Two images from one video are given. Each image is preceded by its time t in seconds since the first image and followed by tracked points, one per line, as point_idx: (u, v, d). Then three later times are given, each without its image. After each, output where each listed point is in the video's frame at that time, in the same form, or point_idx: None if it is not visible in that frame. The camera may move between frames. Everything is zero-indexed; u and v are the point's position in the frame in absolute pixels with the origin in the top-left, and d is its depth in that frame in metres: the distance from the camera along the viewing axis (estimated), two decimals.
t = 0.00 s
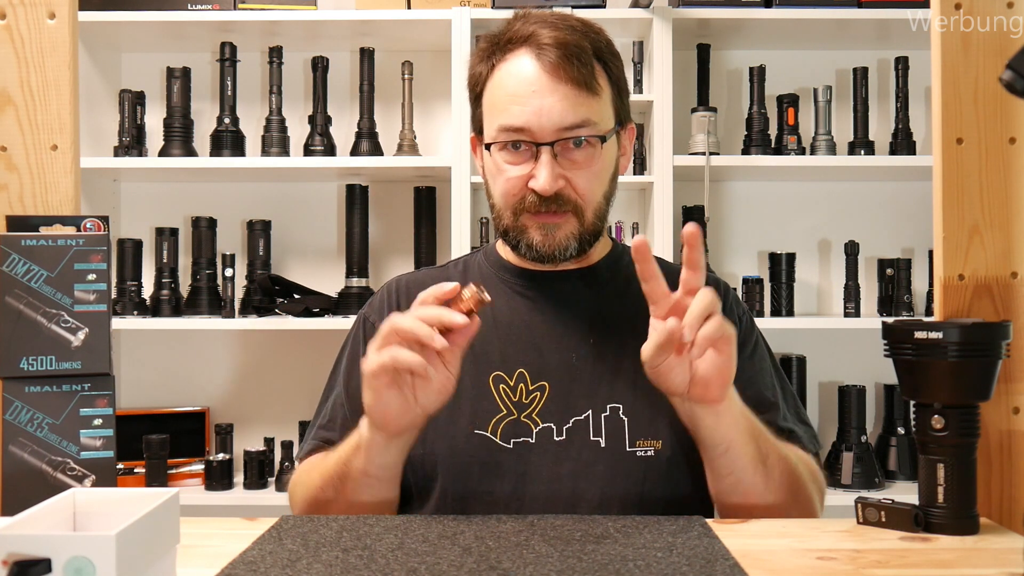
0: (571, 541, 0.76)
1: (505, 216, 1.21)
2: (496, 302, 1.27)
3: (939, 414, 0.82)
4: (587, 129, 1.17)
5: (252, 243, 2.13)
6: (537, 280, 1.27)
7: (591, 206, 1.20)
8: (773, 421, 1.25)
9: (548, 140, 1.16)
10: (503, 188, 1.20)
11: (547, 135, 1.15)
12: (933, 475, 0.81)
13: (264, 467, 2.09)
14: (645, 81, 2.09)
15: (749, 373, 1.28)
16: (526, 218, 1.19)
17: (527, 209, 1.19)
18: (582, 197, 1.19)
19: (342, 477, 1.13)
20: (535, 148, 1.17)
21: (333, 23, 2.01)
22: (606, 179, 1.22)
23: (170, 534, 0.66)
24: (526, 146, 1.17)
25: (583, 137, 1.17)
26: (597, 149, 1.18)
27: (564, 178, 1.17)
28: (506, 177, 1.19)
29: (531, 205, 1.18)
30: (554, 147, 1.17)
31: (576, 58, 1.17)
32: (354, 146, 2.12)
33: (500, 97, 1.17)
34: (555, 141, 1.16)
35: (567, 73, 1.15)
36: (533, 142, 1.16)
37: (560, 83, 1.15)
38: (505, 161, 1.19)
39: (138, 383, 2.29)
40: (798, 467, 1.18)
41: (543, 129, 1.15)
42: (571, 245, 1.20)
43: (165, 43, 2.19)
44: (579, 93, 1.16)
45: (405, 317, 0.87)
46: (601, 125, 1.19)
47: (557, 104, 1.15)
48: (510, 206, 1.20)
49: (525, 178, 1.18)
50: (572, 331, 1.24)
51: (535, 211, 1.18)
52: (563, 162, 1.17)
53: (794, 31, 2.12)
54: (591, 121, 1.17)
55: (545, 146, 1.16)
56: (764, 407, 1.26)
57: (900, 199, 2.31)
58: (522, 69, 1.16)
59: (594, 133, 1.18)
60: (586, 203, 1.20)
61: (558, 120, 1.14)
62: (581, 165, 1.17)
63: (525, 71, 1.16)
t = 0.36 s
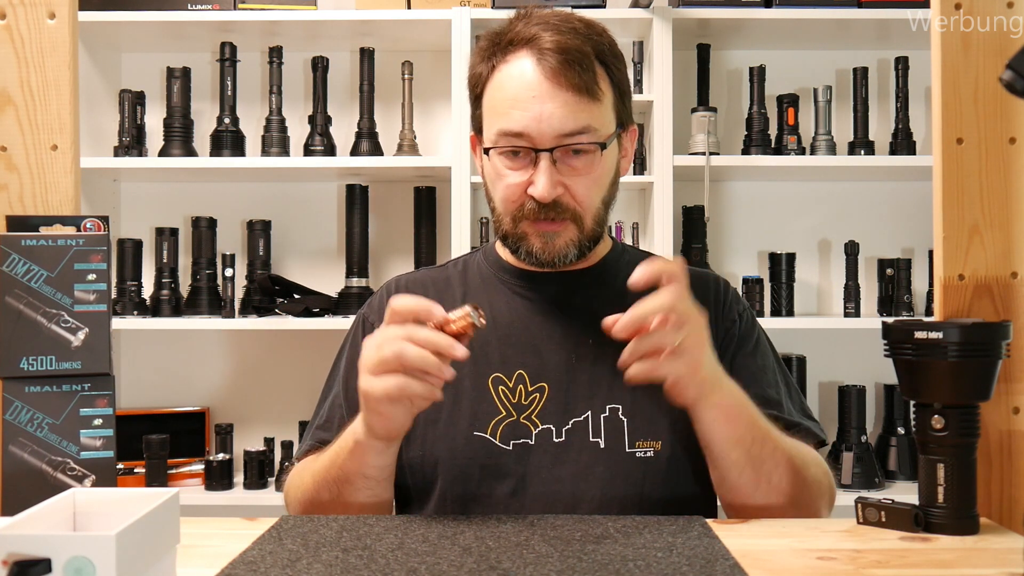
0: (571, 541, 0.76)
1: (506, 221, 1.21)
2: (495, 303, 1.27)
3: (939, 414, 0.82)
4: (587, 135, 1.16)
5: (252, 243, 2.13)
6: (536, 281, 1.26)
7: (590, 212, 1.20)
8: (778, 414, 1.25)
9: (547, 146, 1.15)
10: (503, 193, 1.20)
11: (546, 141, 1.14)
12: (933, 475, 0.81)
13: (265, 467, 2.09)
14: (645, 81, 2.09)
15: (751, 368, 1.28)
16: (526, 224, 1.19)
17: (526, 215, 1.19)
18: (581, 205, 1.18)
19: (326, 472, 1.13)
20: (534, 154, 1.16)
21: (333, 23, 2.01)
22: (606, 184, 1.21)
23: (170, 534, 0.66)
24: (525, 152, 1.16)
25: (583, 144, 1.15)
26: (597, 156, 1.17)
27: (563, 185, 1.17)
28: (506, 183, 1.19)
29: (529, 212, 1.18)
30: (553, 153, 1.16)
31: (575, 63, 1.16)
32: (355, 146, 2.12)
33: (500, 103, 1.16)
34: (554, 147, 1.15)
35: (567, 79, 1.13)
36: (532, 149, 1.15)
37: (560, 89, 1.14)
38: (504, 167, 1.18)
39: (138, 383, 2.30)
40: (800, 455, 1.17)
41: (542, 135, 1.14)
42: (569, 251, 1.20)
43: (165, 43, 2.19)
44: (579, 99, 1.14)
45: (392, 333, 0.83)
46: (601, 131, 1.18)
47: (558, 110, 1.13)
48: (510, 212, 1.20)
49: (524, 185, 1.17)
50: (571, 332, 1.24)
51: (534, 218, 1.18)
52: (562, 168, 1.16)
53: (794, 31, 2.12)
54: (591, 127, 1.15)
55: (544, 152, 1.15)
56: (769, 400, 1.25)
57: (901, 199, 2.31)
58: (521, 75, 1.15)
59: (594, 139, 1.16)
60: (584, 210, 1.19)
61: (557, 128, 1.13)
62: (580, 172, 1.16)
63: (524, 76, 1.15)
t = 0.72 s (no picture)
0: (571, 541, 0.76)
1: (491, 226, 1.21)
2: (494, 303, 1.26)
3: (939, 414, 0.82)
4: (569, 143, 1.14)
5: (252, 244, 2.13)
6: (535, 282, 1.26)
7: (574, 220, 1.19)
8: (771, 438, 1.26)
9: (528, 155, 1.14)
10: (487, 200, 1.19)
11: (526, 150, 1.13)
12: (933, 475, 0.81)
13: (265, 468, 2.09)
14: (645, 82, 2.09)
15: (749, 387, 1.27)
16: (509, 230, 1.18)
17: (508, 222, 1.18)
18: (565, 213, 1.18)
19: (336, 493, 1.12)
20: (516, 163, 1.15)
21: (333, 23, 2.01)
22: (592, 191, 1.20)
23: (170, 534, 0.66)
24: (507, 161, 1.15)
25: (565, 153, 1.14)
26: (581, 165, 1.16)
27: (544, 193, 1.16)
28: (489, 189, 1.18)
29: (513, 219, 1.17)
30: (535, 161, 1.15)
31: (557, 70, 1.14)
32: (355, 146, 2.12)
33: (483, 109, 1.15)
34: (536, 156, 1.14)
35: (547, 88, 1.12)
36: (513, 156, 1.14)
37: (540, 97, 1.12)
38: (488, 174, 1.18)
39: (138, 383, 2.29)
40: (776, 498, 1.17)
41: (522, 144, 1.13)
42: (554, 259, 1.20)
43: (166, 43, 2.19)
44: (559, 106, 1.13)
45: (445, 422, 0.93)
46: (584, 138, 1.16)
47: (537, 118, 1.12)
48: (494, 218, 1.20)
49: (507, 193, 1.16)
50: (571, 335, 1.24)
51: (516, 226, 1.18)
52: (545, 177, 1.16)
53: (795, 31, 2.12)
54: (572, 134, 1.14)
55: (525, 161, 1.14)
56: (763, 423, 1.27)
57: (901, 200, 2.31)
58: (503, 82, 1.14)
59: (577, 147, 1.15)
60: (568, 219, 1.19)
61: (536, 136, 1.12)
62: (564, 181, 1.16)
63: (505, 83, 1.13)
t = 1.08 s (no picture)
0: (571, 541, 0.76)
1: (494, 227, 1.21)
2: (492, 303, 1.26)
3: (939, 414, 0.82)
4: (576, 144, 1.14)
5: (253, 244, 2.13)
6: (534, 283, 1.26)
7: (580, 219, 1.19)
8: (770, 439, 1.27)
9: (534, 156, 1.14)
10: (492, 201, 1.19)
11: (533, 151, 1.13)
12: (933, 475, 0.81)
13: (265, 468, 2.09)
14: (645, 81, 2.09)
15: (748, 388, 1.28)
16: (513, 232, 1.19)
17: (513, 223, 1.18)
18: (572, 214, 1.18)
19: (335, 496, 1.13)
20: (522, 164, 1.15)
21: (333, 23, 2.01)
22: (597, 191, 1.20)
23: (170, 534, 0.66)
24: (513, 162, 1.15)
25: (572, 154, 1.14)
26: (587, 165, 1.17)
27: (550, 194, 1.16)
28: (493, 190, 1.18)
29: (519, 220, 1.18)
30: (541, 163, 1.15)
31: (562, 72, 1.14)
32: (354, 146, 2.12)
33: (486, 112, 1.15)
34: (542, 157, 1.14)
35: (552, 89, 1.12)
36: (518, 158, 1.14)
37: (547, 98, 1.12)
38: (494, 175, 1.18)
39: (138, 383, 2.30)
40: (775, 501, 1.18)
41: (529, 145, 1.13)
42: (559, 258, 1.20)
43: (166, 43, 2.19)
44: (566, 108, 1.13)
45: (445, 431, 0.93)
46: (591, 139, 1.16)
47: (544, 119, 1.12)
48: (500, 219, 1.20)
49: (512, 194, 1.17)
50: (570, 336, 1.24)
51: (521, 227, 1.18)
52: (551, 178, 1.16)
53: (795, 31, 2.12)
54: (579, 135, 1.14)
55: (532, 162, 1.14)
56: (763, 423, 1.27)
57: (901, 200, 2.31)
58: (507, 84, 1.14)
59: (584, 148, 1.15)
60: (575, 220, 1.19)
61: (543, 138, 1.12)
62: (571, 182, 1.16)
63: (509, 86, 1.13)
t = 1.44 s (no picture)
0: (571, 541, 0.76)
1: (494, 225, 1.20)
2: (492, 303, 1.26)
3: (939, 414, 0.82)
4: (577, 141, 1.14)
5: (253, 244, 2.13)
6: (534, 283, 1.26)
7: (579, 218, 1.19)
8: (770, 438, 1.27)
9: (535, 152, 1.14)
10: (492, 199, 1.19)
11: (534, 147, 1.13)
12: (933, 475, 0.81)
13: (264, 468, 2.09)
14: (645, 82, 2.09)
15: (748, 388, 1.28)
16: (514, 229, 1.18)
17: (513, 220, 1.18)
18: (572, 211, 1.18)
19: (336, 497, 1.13)
20: (522, 160, 1.15)
21: (333, 23, 2.01)
22: (597, 190, 1.20)
23: (170, 534, 0.66)
24: (514, 158, 1.15)
25: (573, 150, 1.14)
26: (588, 162, 1.16)
27: (551, 191, 1.16)
28: (494, 188, 1.18)
29: (519, 217, 1.17)
30: (542, 159, 1.14)
31: (564, 69, 1.14)
32: (354, 146, 2.12)
33: (488, 107, 1.15)
34: (543, 154, 1.14)
35: (554, 86, 1.12)
36: (520, 154, 1.14)
37: (549, 95, 1.12)
38: (494, 172, 1.17)
39: (138, 384, 2.30)
40: (775, 501, 1.18)
41: (530, 141, 1.12)
42: (559, 256, 1.20)
43: (166, 43, 2.19)
44: (568, 104, 1.13)
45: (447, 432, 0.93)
46: (591, 136, 1.16)
47: (546, 116, 1.12)
48: (500, 216, 1.19)
49: (513, 191, 1.16)
50: (570, 335, 1.24)
51: (522, 224, 1.17)
52: (551, 175, 1.16)
53: (795, 31, 2.12)
54: (580, 132, 1.14)
55: (533, 158, 1.14)
56: (763, 423, 1.27)
57: (901, 200, 2.31)
58: (509, 81, 1.14)
59: (584, 145, 1.15)
60: (575, 217, 1.19)
61: (545, 134, 1.12)
62: (571, 179, 1.16)
63: (511, 82, 1.13)
